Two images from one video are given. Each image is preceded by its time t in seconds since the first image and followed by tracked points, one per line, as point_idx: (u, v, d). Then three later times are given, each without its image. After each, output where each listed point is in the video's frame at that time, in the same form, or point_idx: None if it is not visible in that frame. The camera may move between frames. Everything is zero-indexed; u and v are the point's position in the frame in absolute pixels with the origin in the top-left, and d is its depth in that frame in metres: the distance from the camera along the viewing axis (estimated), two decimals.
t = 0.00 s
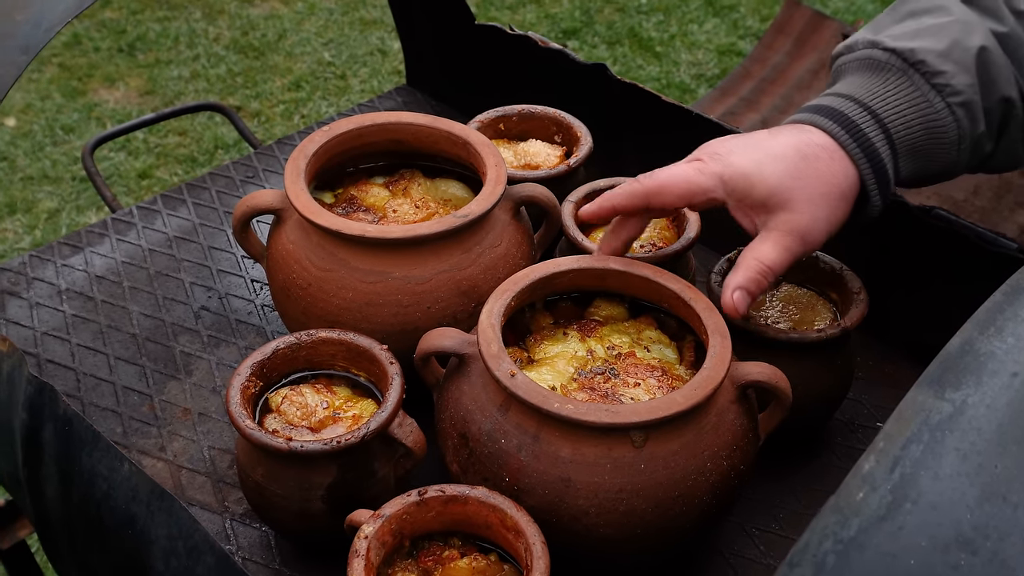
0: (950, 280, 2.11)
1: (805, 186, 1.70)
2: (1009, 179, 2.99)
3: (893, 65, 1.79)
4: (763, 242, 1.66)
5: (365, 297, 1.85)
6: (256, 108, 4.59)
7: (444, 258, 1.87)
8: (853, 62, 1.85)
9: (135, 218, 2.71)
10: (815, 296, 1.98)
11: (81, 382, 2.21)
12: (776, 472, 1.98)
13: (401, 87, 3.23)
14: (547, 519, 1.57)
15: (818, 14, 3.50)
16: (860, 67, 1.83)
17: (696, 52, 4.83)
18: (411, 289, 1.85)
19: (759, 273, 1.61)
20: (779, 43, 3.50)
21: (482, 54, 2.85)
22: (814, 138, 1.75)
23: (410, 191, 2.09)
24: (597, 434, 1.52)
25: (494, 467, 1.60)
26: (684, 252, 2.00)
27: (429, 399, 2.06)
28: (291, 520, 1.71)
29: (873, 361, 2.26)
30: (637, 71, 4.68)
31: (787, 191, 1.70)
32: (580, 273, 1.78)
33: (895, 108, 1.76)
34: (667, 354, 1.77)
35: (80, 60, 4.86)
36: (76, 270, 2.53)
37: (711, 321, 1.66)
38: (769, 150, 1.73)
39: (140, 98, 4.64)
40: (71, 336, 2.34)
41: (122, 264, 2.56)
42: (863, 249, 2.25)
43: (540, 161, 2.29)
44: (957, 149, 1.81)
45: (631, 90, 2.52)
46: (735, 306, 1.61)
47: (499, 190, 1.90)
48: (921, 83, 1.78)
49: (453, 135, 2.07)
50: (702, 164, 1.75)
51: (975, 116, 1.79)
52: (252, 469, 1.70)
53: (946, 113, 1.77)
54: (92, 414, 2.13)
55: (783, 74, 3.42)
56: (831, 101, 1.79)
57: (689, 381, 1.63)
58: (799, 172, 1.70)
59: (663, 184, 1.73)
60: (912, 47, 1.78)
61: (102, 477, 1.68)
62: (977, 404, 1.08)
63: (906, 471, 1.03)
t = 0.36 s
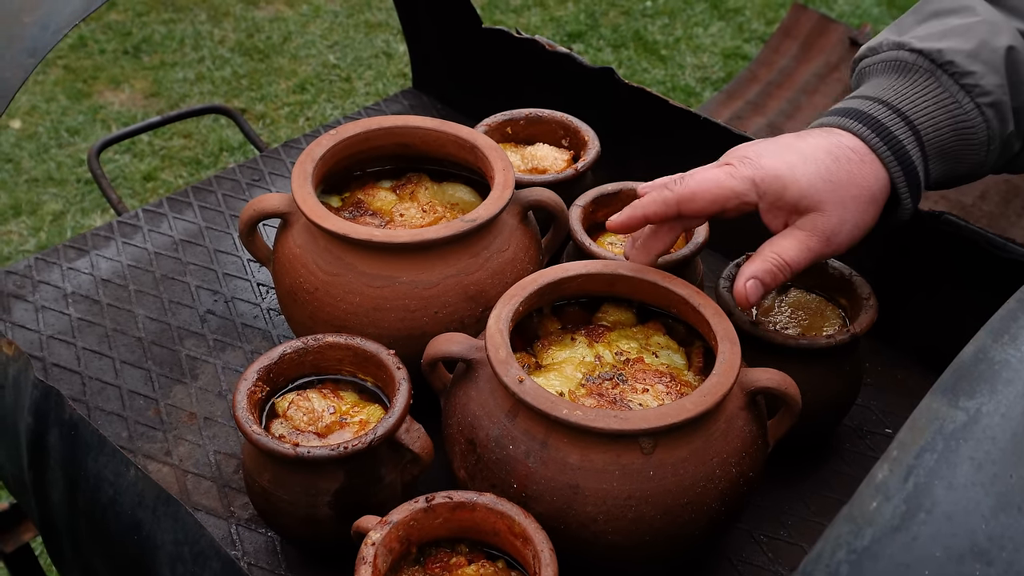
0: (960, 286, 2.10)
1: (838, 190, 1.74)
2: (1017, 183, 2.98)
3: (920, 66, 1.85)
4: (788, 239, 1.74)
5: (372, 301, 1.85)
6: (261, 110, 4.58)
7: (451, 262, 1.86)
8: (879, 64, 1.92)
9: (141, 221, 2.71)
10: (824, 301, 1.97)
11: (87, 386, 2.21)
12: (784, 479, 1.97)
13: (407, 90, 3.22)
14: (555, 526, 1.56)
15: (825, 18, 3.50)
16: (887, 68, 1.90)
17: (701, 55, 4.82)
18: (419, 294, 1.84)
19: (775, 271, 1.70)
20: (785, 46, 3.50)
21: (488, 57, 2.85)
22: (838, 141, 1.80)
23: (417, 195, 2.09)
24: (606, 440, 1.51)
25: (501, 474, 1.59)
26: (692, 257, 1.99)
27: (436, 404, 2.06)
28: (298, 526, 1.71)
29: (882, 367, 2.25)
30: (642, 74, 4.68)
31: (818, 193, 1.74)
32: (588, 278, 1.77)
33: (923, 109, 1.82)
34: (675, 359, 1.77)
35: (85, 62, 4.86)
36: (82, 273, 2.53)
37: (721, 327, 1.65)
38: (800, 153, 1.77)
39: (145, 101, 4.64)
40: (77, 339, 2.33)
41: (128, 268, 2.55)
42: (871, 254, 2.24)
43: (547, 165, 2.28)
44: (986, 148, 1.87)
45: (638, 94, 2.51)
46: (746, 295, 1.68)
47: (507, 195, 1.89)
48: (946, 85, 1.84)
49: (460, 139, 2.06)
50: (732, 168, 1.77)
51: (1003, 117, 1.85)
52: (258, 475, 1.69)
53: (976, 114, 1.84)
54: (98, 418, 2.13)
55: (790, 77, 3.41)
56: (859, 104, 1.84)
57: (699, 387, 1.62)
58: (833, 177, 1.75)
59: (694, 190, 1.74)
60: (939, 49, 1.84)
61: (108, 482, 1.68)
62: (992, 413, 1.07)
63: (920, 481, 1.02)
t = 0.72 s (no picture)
0: (963, 289, 2.09)
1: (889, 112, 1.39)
2: (1019, 185, 2.97)
3: (956, 22, 1.47)
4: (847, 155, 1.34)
5: (372, 304, 1.84)
6: (261, 112, 4.58)
7: (452, 265, 1.85)
8: (908, 29, 1.52)
9: (141, 224, 2.70)
10: (825, 304, 1.96)
11: (86, 389, 2.20)
12: (786, 483, 1.96)
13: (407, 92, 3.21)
14: (556, 531, 1.55)
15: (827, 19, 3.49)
16: (921, 30, 1.49)
17: (702, 57, 4.82)
18: (419, 297, 1.84)
19: (842, 189, 1.30)
20: (786, 48, 3.49)
21: (489, 59, 2.84)
22: (883, 86, 1.42)
23: (417, 197, 2.08)
24: (607, 444, 1.50)
25: (502, 478, 1.58)
26: (694, 260, 1.98)
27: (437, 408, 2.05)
28: (298, 530, 1.70)
29: (884, 370, 2.24)
30: (643, 76, 4.68)
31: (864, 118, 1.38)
32: (589, 281, 1.76)
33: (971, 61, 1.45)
34: (677, 363, 1.76)
35: (86, 63, 4.86)
36: (82, 275, 2.52)
37: (723, 330, 1.64)
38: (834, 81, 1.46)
39: (146, 102, 4.63)
40: (76, 342, 2.33)
41: (128, 270, 2.54)
42: (873, 257, 2.24)
43: (548, 168, 2.27)
44: None
45: (639, 96, 2.50)
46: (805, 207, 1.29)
47: (507, 198, 1.89)
48: (985, 44, 1.45)
49: (461, 141, 2.06)
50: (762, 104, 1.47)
51: None
52: (258, 479, 1.68)
53: None
54: (97, 422, 2.12)
55: (791, 79, 3.40)
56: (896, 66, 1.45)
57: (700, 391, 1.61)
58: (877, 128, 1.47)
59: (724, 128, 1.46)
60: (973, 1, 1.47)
61: (106, 486, 1.67)
62: (996, 418, 1.06)
63: (924, 487, 1.01)
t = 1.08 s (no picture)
0: (963, 292, 2.08)
1: None
2: (1019, 188, 2.96)
3: None
4: None
5: (369, 307, 1.83)
6: (261, 113, 4.57)
7: (449, 268, 1.84)
8: None
9: (139, 225, 2.69)
10: (825, 308, 1.96)
11: (83, 392, 2.19)
12: (785, 486, 1.95)
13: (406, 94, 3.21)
14: (554, 536, 1.54)
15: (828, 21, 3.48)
16: None
17: (702, 58, 4.81)
18: (417, 300, 1.83)
19: None
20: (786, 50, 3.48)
21: (488, 61, 2.83)
22: None
23: (416, 200, 2.07)
24: (605, 449, 1.49)
25: (499, 482, 1.57)
26: (693, 263, 1.98)
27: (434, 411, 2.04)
28: (294, 534, 1.69)
29: (883, 373, 2.23)
30: (643, 77, 4.67)
31: None
32: (588, 283, 1.75)
33: None
34: (675, 366, 1.75)
35: (86, 64, 4.85)
36: (79, 277, 2.51)
37: (721, 334, 1.63)
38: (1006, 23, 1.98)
39: (145, 103, 4.63)
40: (73, 344, 2.32)
41: (125, 272, 2.54)
42: (873, 260, 2.23)
43: (547, 170, 2.26)
44: None
45: (638, 98, 2.49)
46: None
47: (505, 200, 1.88)
48: None
49: (459, 143, 2.05)
50: None
51: None
52: (254, 483, 1.67)
53: None
54: (94, 424, 2.11)
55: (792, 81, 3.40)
56: None
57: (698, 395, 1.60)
58: (946, 104, 2.18)
59: None
60: None
61: (102, 490, 1.66)
62: (996, 424, 1.05)
63: (923, 493, 1.00)
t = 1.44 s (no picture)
0: (962, 291, 2.07)
1: None
2: (1019, 187, 2.96)
3: None
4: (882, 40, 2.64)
5: (366, 306, 1.83)
6: (260, 112, 4.56)
7: (446, 267, 1.84)
8: None
9: (136, 224, 2.69)
10: (823, 306, 1.95)
11: (80, 391, 2.19)
12: (783, 485, 1.95)
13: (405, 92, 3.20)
14: (550, 535, 1.54)
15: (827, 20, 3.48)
16: None
17: (702, 57, 4.81)
18: (414, 299, 1.82)
19: None
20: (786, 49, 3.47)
21: (487, 59, 2.83)
22: None
23: (413, 198, 2.07)
24: (602, 448, 1.49)
25: (496, 481, 1.57)
26: (691, 262, 1.97)
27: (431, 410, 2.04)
28: (290, 533, 1.69)
29: (882, 372, 2.23)
30: (643, 76, 4.67)
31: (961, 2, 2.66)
32: (585, 282, 1.75)
33: None
34: (673, 365, 1.74)
35: (85, 63, 4.84)
36: (76, 276, 2.51)
37: (719, 333, 1.63)
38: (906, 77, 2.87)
39: (144, 102, 4.62)
40: (70, 343, 2.31)
41: (123, 271, 2.53)
42: (872, 258, 2.22)
43: (545, 169, 2.26)
44: None
45: (637, 97, 2.48)
46: None
47: (503, 198, 1.87)
48: None
49: (457, 142, 2.04)
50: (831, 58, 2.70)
51: None
52: (250, 482, 1.67)
53: None
54: (90, 423, 2.11)
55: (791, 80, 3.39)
56: None
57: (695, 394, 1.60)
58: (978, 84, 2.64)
59: None
60: None
61: (98, 489, 1.66)
62: (993, 423, 1.05)
63: (920, 492, 1.00)
